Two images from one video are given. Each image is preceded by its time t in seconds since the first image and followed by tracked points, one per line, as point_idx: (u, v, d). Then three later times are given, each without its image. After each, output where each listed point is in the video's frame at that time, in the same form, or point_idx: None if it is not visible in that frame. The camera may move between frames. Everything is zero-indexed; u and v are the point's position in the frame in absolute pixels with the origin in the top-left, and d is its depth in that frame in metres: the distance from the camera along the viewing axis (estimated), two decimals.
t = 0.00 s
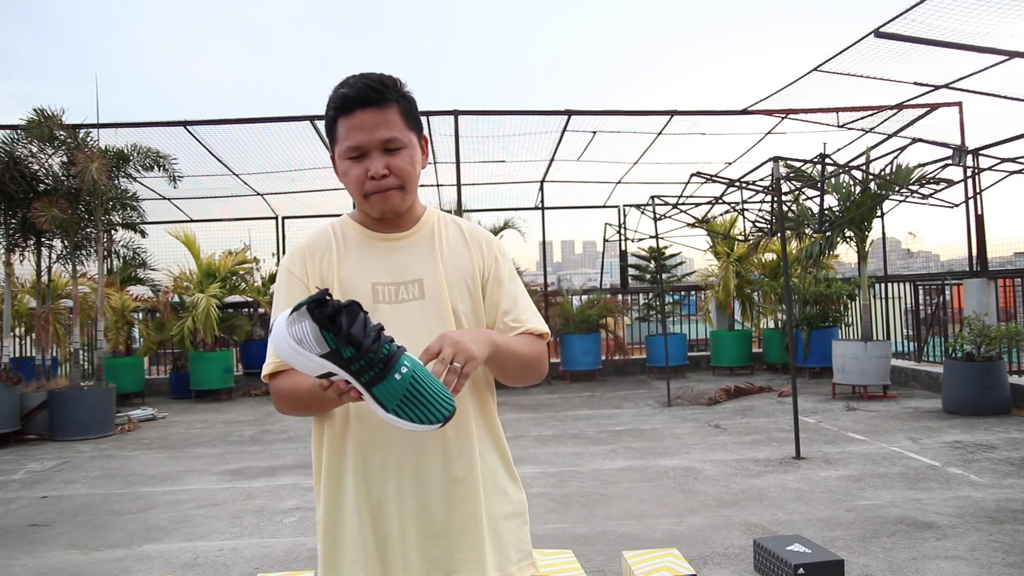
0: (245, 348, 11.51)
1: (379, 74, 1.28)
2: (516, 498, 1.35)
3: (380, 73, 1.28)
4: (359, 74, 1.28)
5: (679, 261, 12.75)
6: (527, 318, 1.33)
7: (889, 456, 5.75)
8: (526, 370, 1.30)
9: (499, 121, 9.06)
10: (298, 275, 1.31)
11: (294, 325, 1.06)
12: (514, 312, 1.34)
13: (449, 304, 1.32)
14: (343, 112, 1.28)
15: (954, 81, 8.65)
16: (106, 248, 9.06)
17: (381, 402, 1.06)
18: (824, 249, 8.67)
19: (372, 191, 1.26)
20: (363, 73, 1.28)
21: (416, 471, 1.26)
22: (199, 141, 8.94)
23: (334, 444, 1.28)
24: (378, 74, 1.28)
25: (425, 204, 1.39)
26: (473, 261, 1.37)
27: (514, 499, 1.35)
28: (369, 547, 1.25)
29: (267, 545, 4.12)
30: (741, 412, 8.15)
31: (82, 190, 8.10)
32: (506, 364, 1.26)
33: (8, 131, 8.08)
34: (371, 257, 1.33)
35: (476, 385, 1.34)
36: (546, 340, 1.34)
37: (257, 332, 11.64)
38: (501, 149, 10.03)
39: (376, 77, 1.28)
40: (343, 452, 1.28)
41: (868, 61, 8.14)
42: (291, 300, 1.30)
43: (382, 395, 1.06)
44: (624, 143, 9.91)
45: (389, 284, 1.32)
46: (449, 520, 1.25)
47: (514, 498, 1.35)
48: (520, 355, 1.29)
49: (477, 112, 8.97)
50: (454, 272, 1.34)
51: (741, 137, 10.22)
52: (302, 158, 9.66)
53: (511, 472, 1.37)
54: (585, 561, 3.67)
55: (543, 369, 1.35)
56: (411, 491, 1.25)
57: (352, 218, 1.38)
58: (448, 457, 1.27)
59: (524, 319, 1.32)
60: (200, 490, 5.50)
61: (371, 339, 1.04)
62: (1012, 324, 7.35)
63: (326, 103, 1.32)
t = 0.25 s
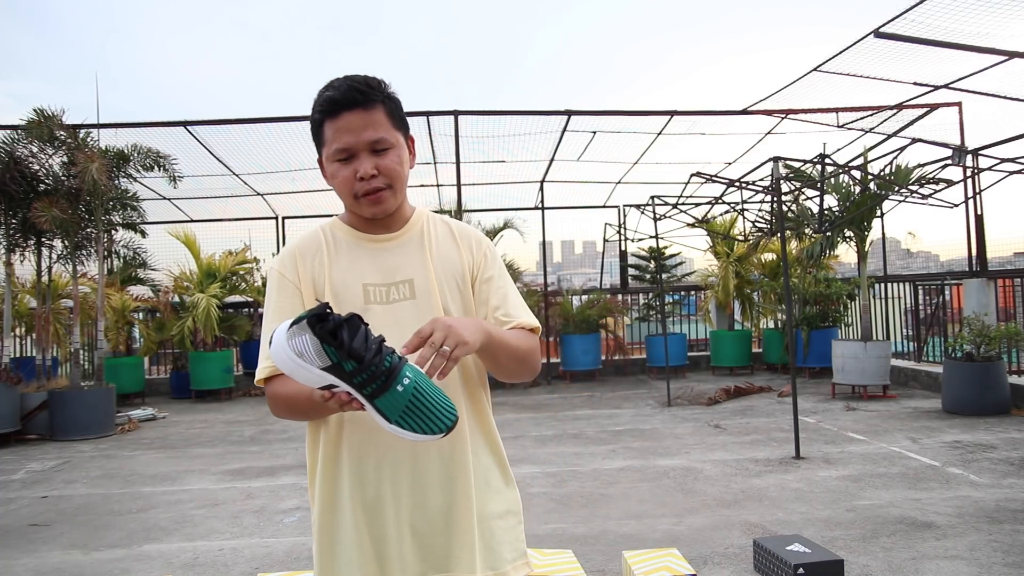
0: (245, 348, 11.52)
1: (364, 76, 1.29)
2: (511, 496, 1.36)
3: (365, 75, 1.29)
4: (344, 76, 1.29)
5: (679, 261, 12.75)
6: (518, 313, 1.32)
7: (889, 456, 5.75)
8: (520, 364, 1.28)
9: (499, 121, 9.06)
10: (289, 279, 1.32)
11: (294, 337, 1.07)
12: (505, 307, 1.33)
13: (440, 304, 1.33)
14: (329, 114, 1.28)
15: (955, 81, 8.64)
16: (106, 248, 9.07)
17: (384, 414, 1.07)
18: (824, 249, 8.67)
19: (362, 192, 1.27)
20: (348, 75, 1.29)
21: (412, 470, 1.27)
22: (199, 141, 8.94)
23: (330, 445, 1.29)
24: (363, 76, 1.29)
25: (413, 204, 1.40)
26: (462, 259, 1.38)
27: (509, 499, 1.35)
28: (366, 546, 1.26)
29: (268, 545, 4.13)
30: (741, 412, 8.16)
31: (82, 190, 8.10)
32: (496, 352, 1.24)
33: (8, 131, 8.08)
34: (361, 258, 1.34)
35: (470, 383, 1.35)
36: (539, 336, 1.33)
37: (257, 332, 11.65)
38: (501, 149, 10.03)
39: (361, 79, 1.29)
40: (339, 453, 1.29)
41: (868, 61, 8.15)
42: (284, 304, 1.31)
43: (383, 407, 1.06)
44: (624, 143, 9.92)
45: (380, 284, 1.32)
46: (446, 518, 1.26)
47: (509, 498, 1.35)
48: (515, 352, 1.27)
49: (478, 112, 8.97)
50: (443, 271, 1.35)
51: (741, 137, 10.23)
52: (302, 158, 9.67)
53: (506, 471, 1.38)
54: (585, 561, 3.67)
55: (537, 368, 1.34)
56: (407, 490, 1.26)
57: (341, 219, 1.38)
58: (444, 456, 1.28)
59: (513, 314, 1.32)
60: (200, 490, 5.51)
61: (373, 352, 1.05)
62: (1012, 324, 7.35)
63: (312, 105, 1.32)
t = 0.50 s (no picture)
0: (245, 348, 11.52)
1: (365, 73, 1.32)
2: (509, 498, 1.35)
3: (365, 72, 1.32)
4: (345, 74, 1.32)
5: (679, 261, 12.75)
6: (512, 308, 1.32)
7: (889, 455, 5.76)
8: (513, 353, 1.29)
9: (499, 121, 9.05)
10: (289, 277, 1.33)
11: (303, 343, 1.07)
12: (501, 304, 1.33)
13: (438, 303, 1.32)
14: (329, 108, 1.31)
15: (955, 81, 8.64)
16: (106, 248, 9.07)
17: (385, 427, 1.07)
18: (825, 249, 8.67)
19: (360, 182, 1.26)
20: (349, 73, 1.32)
21: (408, 471, 1.26)
22: (199, 141, 8.94)
23: (326, 446, 1.29)
24: (364, 73, 1.32)
25: (414, 205, 1.40)
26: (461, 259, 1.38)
27: (506, 500, 1.34)
28: (360, 546, 1.26)
29: (268, 545, 4.13)
30: (741, 412, 8.16)
31: (82, 190, 8.10)
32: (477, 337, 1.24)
33: (8, 131, 8.08)
34: (361, 257, 1.34)
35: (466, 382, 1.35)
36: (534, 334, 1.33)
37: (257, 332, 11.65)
38: (501, 149, 10.02)
39: (361, 76, 1.32)
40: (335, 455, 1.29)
41: (868, 61, 8.15)
42: (284, 303, 1.31)
43: (385, 420, 1.07)
44: (624, 143, 9.92)
45: (379, 284, 1.32)
46: (440, 520, 1.25)
47: (506, 499, 1.34)
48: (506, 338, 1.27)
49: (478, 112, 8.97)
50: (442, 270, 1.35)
51: (741, 137, 10.23)
52: (302, 158, 9.67)
53: (503, 472, 1.37)
54: (585, 561, 3.67)
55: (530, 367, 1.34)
56: (402, 491, 1.26)
57: (342, 221, 1.38)
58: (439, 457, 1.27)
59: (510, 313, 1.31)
60: (200, 490, 5.51)
61: (380, 365, 1.05)
62: (1012, 324, 7.35)
63: (313, 106, 1.35)
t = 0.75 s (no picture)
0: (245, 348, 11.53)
1: (376, 68, 1.34)
2: (515, 500, 1.33)
3: (376, 67, 1.34)
4: (357, 69, 1.34)
5: (679, 261, 12.74)
6: (520, 312, 1.30)
7: (889, 455, 5.75)
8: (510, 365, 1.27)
9: (499, 121, 9.04)
10: (299, 274, 1.31)
11: (343, 373, 1.07)
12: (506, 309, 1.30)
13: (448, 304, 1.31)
14: (341, 103, 1.32)
15: (955, 80, 8.64)
16: (106, 248, 9.07)
17: (426, 449, 1.08)
18: (825, 249, 8.66)
19: (369, 173, 1.28)
20: (360, 68, 1.34)
21: (411, 472, 1.25)
22: (199, 141, 8.94)
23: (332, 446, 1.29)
24: (375, 68, 1.34)
25: (425, 201, 1.40)
26: (471, 259, 1.36)
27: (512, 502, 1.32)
28: (363, 547, 1.25)
29: (267, 545, 4.12)
30: (741, 412, 8.15)
31: (82, 190, 8.10)
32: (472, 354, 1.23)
33: (9, 131, 8.08)
34: (371, 254, 1.33)
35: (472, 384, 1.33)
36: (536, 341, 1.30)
37: (257, 332, 11.65)
38: (501, 149, 10.01)
39: (372, 70, 1.33)
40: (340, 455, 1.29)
41: (868, 61, 8.14)
42: (291, 299, 1.29)
43: (428, 444, 1.08)
44: (624, 143, 9.91)
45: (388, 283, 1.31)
46: (444, 522, 1.24)
47: (512, 501, 1.32)
48: (504, 346, 1.26)
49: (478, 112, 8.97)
50: (452, 270, 1.34)
51: (741, 137, 10.23)
52: (302, 158, 9.66)
53: (510, 474, 1.35)
54: (585, 561, 3.67)
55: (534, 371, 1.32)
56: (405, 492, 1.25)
57: (353, 216, 1.39)
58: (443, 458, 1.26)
59: (519, 317, 1.30)
60: (200, 490, 5.50)
61: (423, 397, 1.05)
62: (1012, 324, 7.34)
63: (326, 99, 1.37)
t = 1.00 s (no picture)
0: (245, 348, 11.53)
1: (397, 65, 1.33)
2: (536, 500, 1.33)
3: (398, 64, 1.33)
4: (378, 66, 1.33)
5: (679, 261, 12.73)
6: (543, 315, 1.30)
7: (889, 455, 5.75)
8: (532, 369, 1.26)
9: (498, 121, 9.03)
10: (321, 271, 1.31)
11: (367, 398, 1.06)
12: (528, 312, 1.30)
13: (471, 303, 1.30)
14: (362, 100, 1.32)
15: (954, 81, 8.64)
16: (106, 248, 9.06)
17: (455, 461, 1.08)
18: (825, 249, 8.65)
19: (389, 173, 1.29)
20: (382, 65, 1.34)
21: (433, 474, 1.25)
22: (199, 141, 8.94)
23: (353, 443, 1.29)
24: (397, 65, 1.33)
25: (447, 199, 1.40)
26: (493, 259, 1.35)
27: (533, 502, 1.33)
28: (383, 548, 1.25)
29: (267, 545, 4.12)
30: (741, 412, 8.15)
31: (82, 190, 8.10)
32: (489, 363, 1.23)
33: (8, 131, 8.07)
34: (393, 254, 1.32)
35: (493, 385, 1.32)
36: (558, 343, 1.28)
37: (257, 332, 11.65)
38: (501, 149, 10.00)
39: (394, 67, 1.33)
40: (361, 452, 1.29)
41: (868, 61, 8.14)
42: (315, 299, 1.29)
43: (456, 456, 1.07)
44: (624, 143, 9.91)
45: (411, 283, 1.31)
46: (466, 524, 1.24)
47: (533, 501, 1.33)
48: (523, 351, 1.25)
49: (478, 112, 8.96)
50: (475, 268, 1.33)
51: (741, 137, 10.23)
52: (302, 158, 9.66)
53: (530, 472, 1.35)
54: (585, 561, 3.66)
55: (556, 372, 1.31)
56: (427, 493, 1.25)
57: (375, 213, 1.38)
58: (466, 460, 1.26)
59: (541, 320, 1.29)
60: (199, 490, 5.50)
61: (449, 413, 1.04)
62: (1012, 324, 7.34)
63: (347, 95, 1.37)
